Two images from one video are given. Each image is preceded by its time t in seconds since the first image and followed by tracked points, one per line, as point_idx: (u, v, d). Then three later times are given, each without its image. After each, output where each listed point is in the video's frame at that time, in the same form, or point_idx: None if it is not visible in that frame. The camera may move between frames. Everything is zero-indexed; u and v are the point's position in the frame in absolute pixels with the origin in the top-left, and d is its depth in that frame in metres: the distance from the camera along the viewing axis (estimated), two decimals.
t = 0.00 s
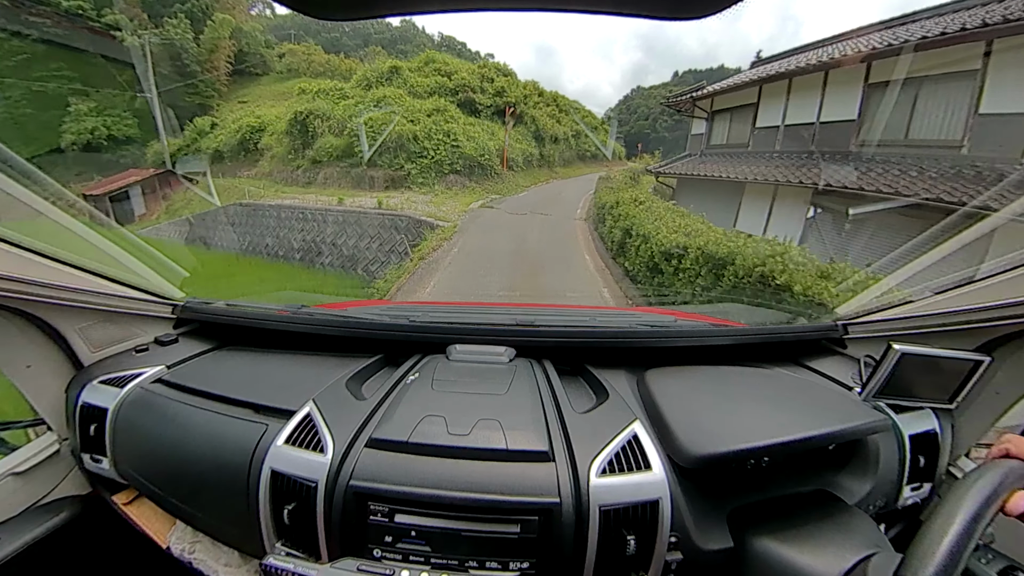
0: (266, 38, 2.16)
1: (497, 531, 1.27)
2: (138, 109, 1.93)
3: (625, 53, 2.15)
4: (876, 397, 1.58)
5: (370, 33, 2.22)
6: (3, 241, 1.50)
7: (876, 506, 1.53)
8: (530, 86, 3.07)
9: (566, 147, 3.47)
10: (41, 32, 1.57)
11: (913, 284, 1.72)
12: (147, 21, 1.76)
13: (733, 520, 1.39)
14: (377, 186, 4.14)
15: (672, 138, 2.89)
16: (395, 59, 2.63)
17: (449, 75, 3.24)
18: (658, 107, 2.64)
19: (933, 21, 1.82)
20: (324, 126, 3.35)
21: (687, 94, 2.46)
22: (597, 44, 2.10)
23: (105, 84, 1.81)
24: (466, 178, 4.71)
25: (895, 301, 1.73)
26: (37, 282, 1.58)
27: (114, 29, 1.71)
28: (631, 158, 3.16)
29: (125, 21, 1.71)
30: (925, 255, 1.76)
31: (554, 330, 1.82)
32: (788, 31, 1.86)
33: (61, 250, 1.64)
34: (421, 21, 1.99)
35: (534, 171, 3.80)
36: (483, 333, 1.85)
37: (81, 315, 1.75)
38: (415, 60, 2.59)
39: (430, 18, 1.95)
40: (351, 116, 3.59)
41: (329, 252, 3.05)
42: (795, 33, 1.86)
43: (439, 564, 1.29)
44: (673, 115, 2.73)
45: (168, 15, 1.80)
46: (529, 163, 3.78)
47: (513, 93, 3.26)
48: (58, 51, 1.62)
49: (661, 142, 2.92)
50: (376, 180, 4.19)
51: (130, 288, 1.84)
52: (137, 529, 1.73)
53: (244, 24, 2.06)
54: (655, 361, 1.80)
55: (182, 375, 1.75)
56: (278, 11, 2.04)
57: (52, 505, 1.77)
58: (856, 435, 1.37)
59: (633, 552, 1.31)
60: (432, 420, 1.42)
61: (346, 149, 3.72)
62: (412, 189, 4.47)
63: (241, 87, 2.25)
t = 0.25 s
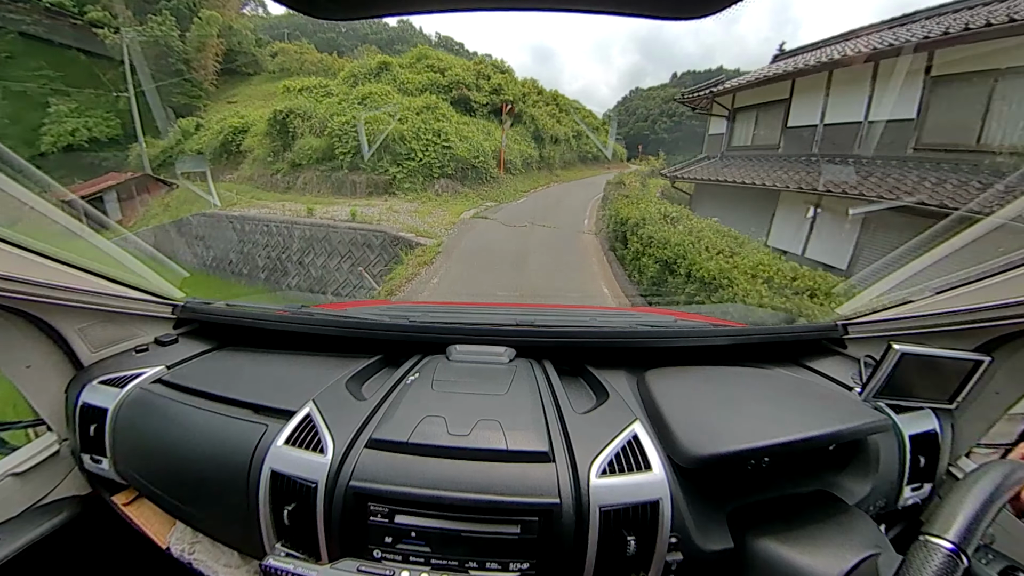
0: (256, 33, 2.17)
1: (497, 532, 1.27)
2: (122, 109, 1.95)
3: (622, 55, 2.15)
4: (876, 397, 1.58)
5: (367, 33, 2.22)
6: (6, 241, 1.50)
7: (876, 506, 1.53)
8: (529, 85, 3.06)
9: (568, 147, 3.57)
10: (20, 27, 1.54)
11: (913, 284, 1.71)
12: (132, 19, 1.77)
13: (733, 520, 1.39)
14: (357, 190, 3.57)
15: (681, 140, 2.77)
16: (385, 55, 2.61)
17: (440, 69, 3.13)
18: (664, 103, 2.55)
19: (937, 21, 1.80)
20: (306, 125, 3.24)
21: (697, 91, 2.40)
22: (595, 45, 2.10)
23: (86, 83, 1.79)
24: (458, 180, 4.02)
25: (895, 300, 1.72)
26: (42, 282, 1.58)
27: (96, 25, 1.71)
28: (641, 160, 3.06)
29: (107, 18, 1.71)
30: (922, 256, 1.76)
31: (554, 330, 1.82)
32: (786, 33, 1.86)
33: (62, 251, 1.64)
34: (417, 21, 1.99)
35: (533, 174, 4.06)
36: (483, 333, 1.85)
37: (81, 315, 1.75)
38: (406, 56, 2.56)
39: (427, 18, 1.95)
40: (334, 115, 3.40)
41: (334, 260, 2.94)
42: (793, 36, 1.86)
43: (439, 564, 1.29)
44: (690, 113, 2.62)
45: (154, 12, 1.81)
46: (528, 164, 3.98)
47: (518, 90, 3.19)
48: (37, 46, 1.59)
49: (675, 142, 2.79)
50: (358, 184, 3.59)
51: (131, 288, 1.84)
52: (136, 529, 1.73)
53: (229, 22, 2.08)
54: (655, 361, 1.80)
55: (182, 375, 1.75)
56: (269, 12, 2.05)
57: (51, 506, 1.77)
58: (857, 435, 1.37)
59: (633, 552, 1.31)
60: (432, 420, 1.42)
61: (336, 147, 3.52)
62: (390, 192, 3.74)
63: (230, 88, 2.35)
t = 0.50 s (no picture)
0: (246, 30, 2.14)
1: (497, 532, 1.27)
2: (102, 108, 2.01)
3: (621, 56, 2.15)
4: (876, 397, 1.58)
5: (364, 33, 2.23)
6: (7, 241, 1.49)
7: (876, 506, 1.53)
8: (527, 82, 3.11)
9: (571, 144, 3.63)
10: None
11: (913, 284, 1.71)
12: (115, 16, 1.82)
13: (733, 520, 1.39)
14: (336, 195, 3.39)
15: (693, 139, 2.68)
16: (374, 50, 2.58)
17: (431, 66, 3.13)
18: (666, 103, 2.53)
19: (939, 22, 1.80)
20: (287, 125, 3.07)
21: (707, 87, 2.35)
22: (593, 44, 2.10)
23: (71, 84, 1.86)
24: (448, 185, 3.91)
25: (894, 301, 1.73)
26: (41, 281, 1.57)
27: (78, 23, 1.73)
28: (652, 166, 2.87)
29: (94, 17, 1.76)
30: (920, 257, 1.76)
31: (554, 330, 1.82)
32: (783, 34, 1.86)
33: (62, 251, 1.64)
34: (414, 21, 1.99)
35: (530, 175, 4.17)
36: (483, 333, 1.84)
37: (81, 315, 1.75)
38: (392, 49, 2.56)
39: (426, 18, 1.96)
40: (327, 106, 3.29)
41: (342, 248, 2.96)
42: (788, 37, 1.86)
43: (439, 564, 1.29)
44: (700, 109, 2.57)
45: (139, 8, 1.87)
46: (524, 167, 4.10)
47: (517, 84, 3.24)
48: (14, 42, 1.60)
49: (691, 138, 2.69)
50: (337, 189, 3.40)
51: (131, 289, 1.84)
52: (137, 529, 1.73)
53: (217, 19, 2.10)
54: (655, 361, 1.80)
55: (182, 375, 1.75)
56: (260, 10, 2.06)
57: (51, 505, 1.77)
58: (857, 435, 1.37)
59: (633, 552, 1.31)
60: (432, 420, 1.42)
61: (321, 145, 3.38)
62: (372, 196, 3.54)
63: (216, 88, 2.35)
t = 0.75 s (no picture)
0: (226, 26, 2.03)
1: (497, 532, 1.27)
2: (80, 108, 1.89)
3: (616, 58, 2.16)
4: (876, 397, 1.58)
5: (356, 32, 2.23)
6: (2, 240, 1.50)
7: (876, 506, 1.53)
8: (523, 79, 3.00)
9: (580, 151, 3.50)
10: None
11: (913, 284, 1.71)
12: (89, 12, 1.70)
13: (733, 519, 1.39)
14: (305, 204, 3.26)
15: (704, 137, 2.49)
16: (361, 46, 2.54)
17: (407, 69, 3.02)
18: (662, 104, 2.44)
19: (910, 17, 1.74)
20: (255, 125, 2.90)
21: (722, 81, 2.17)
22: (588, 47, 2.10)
23: (45, 82, 1.75)
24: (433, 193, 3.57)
25: (894, 300, 1.73)
26: (33, 281, 1.57)
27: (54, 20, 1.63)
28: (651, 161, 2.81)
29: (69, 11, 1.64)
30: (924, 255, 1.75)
31: (554, 330, 1.82)
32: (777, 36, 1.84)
33: (61, 250, 1.64)
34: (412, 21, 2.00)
35: (526, 180, 4.02)
36: (483, 333, 1.84)
37: (81, 315, 1.75)
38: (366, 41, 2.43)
39: (424, 18, 1.96)
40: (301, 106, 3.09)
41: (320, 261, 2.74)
42: (782, 40, 1.85)
43: (439, 564, 1.29)
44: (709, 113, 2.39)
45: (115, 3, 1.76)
46: (522, 169, 3.90)
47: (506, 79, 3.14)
48: None
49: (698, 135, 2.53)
50: (307, 197, 3.27)
51: (131, 289, 1.84)
52: (137, 529, 1.73)
53: (201, 15, 2.03)
54: (655, 361, 1.80)
55: (182, 375, 1.75)
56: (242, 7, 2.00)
57: (52, 505, 1.77)
58: (857, 435, 1.37)
59: (633, 552, 1.31)
60: (432, 420, 1.42)
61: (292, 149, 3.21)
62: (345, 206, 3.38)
63: (200, 88, 2.24)
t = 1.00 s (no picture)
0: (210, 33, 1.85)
1: (497, 532, 1.27)
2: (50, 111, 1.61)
3: (608, 61, 2.18)
4: (876, 397, 1.58)
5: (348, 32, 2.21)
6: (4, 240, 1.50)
7: (876, 506, 1.53)
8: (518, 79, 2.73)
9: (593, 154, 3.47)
10: None
11: (913, 284, 1.71)
12: (64, 10, 1.50)
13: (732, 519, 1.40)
14: (262, 217, 2.50)
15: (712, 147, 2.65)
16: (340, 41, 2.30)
17: (400, 57, 2.54)
18: (654, 104, 2.52)
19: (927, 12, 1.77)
20: (216, 128, 2.21)
21: (747, 73, 2.13)
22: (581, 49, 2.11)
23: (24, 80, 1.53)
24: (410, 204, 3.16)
25: (894, 301, 1.73)
26: (31, 281, 1.57)
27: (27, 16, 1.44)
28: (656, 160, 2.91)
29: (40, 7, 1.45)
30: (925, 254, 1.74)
31: (554, 330, 1.82)
32: (767, 37, 1.88)
33: (62, 250, 1.64)
34: (410, 22, 2.01)
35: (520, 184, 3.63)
36: (483, 334, 1.85)
37: (82, 314, 1.75)
38: (364, 39, 2.26)
39: (423, 18, 1.96)
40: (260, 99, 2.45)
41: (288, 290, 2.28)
42: (773, 41, 1.88)
43: (439, 564, 1.29)
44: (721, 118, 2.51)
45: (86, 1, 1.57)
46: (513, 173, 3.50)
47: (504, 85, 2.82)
48: None
49: (732, 140, 2.60)
50: (265, 210, 2.52)
51: (132, 288, 1.84)
52: (137, 529, 1.73)
53: (179, 14, 1.78)
54: (655, 361, 1.80)
55: (182, 375, 1.75)
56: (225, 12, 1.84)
57: (52, 505, 1.77)
58: (857, 435, 1.38)
59: (633, 552, 1.31)
60: (432, 420, 1.42)
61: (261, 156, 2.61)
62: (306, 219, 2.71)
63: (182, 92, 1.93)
